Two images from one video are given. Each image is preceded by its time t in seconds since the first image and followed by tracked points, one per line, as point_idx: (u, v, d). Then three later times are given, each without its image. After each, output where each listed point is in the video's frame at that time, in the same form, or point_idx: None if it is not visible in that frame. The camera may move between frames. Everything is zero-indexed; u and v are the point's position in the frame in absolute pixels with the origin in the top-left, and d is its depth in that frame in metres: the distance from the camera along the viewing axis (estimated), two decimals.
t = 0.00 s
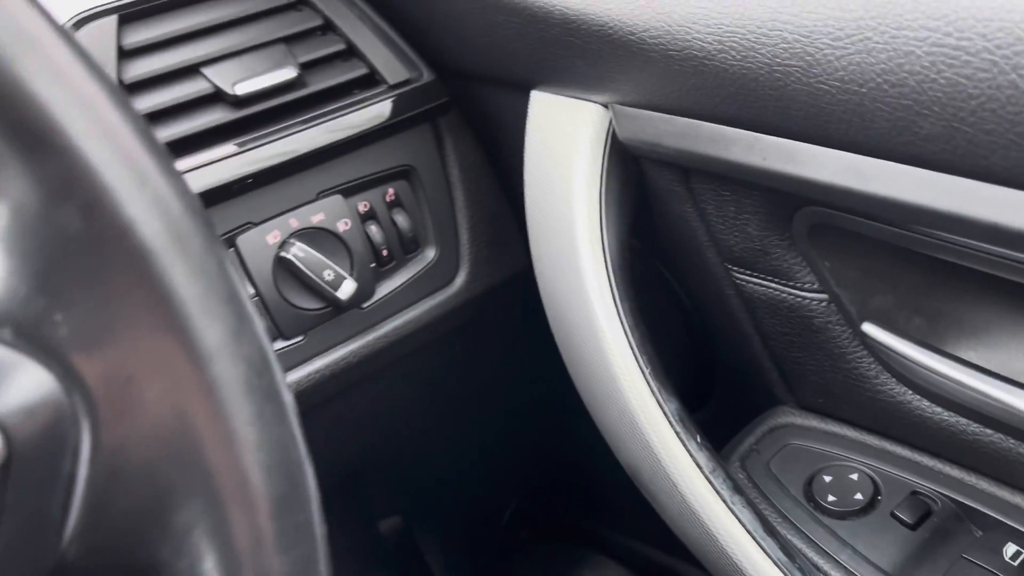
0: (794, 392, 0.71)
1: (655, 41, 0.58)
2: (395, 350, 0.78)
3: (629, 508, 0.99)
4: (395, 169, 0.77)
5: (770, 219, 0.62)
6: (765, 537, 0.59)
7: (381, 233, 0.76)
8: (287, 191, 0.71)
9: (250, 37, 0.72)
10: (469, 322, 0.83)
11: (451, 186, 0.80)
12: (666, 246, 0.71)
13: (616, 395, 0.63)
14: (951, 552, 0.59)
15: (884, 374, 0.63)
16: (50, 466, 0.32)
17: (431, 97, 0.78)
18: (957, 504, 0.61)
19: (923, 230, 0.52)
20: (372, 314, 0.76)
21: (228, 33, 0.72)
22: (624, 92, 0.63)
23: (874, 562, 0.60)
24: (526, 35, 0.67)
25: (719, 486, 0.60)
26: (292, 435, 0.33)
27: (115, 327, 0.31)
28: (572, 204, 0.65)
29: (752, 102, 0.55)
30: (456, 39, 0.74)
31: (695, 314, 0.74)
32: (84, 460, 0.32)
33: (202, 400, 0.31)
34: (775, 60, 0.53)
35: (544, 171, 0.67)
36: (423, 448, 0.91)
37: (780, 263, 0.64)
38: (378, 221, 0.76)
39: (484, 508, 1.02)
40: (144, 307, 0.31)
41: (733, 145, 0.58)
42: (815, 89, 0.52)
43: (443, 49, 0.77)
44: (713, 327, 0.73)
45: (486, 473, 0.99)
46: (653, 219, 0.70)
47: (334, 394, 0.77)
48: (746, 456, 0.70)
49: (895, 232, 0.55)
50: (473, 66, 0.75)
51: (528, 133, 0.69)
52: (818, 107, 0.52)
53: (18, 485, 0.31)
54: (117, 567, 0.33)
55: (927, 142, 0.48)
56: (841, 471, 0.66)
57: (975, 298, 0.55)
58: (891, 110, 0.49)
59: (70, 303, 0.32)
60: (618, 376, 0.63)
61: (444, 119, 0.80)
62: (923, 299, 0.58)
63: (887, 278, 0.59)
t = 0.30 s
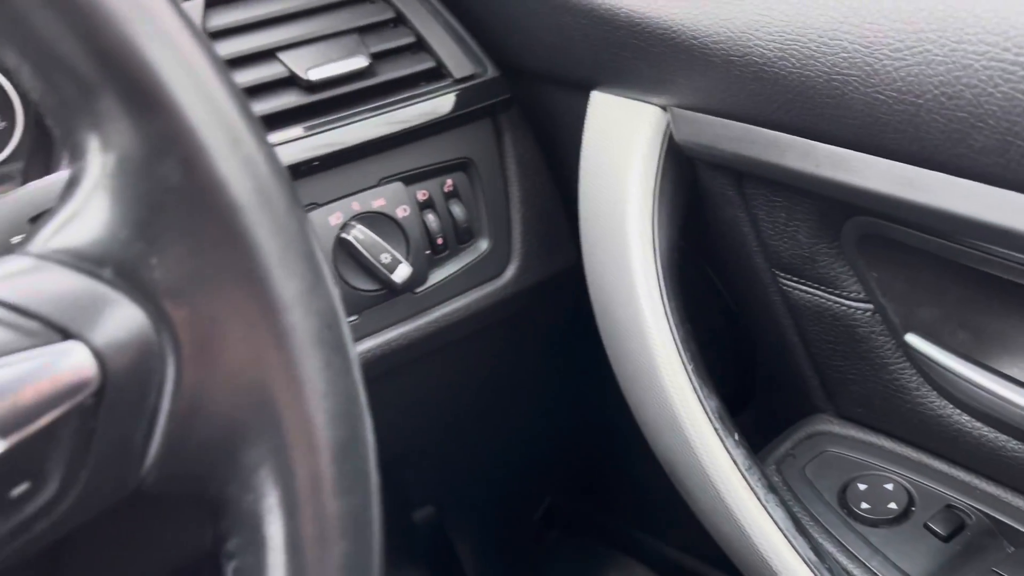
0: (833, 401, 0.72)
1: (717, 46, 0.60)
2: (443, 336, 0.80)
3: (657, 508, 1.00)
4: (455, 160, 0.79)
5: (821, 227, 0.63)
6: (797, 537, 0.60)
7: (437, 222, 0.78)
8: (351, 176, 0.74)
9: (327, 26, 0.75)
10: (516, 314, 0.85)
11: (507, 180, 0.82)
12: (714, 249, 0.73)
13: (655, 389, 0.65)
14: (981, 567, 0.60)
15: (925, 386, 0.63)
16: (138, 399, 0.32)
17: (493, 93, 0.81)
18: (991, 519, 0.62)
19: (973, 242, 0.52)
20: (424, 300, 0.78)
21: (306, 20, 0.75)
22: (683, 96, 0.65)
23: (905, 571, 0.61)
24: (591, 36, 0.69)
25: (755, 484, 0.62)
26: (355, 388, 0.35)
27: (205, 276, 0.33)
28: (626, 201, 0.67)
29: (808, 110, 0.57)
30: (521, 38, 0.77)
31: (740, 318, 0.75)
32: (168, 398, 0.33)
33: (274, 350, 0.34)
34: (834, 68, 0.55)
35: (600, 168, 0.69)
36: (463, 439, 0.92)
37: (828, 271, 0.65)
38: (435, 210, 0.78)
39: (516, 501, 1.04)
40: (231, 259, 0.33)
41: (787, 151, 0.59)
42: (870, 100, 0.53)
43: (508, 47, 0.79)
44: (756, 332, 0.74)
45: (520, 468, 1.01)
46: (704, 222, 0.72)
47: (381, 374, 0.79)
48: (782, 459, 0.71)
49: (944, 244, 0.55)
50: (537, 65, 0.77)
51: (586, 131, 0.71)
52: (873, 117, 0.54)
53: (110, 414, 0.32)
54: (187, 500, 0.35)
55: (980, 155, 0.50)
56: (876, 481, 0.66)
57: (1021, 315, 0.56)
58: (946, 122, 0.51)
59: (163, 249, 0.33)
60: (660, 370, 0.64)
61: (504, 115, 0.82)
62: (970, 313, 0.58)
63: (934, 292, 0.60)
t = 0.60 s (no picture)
0: (869, 416, 0.72)
1: (770, 59, 0.62)
2: (486, 332, 0.82)
3: (686, 516, 1.00)
4: (507, 161, 0.81)
5: (865, 242, 0.64)
6: (826, 544, 0.62)
7: (485, 220, 0.80)
8: (406, 171, 0.76)
9: (389, 26, 0.78)
10: (557, 315, 0.86)
11: (555, 183, 0.84)
12: (757, 259, 0.74)
13: (694, 393, 0.66)
14: None
15: (962, 406, 0.64)
16: (210, 362, 0.35)
17: (547, 97, 0.82)
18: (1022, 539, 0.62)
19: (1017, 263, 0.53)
20: (469, 295, 0.80)
21: (370, 19, 0.77)
22: (735, 106, 0.66)
23: None
24: (645, 45, 0.71)
25: (787, 489, 0.63)
26: (411, 368, 0.37)
27: (280, 249, 0.35)
28: (673, 207, 0.68)
29: (858, 125, 0.58)
30: (577, 44, 0.78)
31: (780, 329, 0.76)
32: (238, 363, 0.35)
33: (338, 324, 0.36)
34: (886, 85, 0.56)
35: (650, 174, 0.70)
36: (498, 435, 0.94)
37: (870, 285, 0.66)
38: (484, 209, 0.80)
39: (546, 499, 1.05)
40: (303, 236, 0.35)
41: (835, 165, 0.60)
42: (919, 117, 0.55)
43: (564, 53, 0.81)
44: (795, 343, 0.75)
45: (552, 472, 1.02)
46: (749, 232, 0.73)
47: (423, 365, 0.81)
48: (815, 470, 0.71)
49: (988, 263, 0.56)
50: (591, 72, 0.79)
51: (637, 138, 0.73)
52: (923, 134, 0.55)
53: (185, 373, 0.34)
54: (250, 458, 0.37)
55: None
56: (908, 497, 0.67)
57: None
58: (995, 142, 0.52)
59: (243, 222, 0.35)
60: (699, 374, 0.66)
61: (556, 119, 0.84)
62: (1011, 334, 0.59)
63: (978, 311, 0.60)
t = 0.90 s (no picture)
0: (902, 430, 0.73)
1: (817, 72, 0.63)
2: (525, 333, 0.83)
3: (714, 530, 1.01)
4: (552, 164, 0.83)
5: (904, 256, 0.65)
6: (854, 551, 0.63)
7: (528, 221, 0.81)
8: (454, 170, 0.78)
9: (445, 28, 0.80)
10: (594, 319, 0.87)
11: (598, 188, 0.85)
12: (797, 270, 0.75)
13: (728, 398, 0.67)
14: None
15: (995, 423, 0.65)
16: (277, 334, 0.37)
17: (594, 104, 0.84)
18: None
19: None
20: (510, 294, 0.81)
21: (425, 21, 0.80)
22: (780, 118, 0.68)
23: None
24: (694, 55, 0.72)
25: (816, 495, 0.64)
26: (464, 349, 0.39)
27: (348, 230, 0.37)
28: (715, 214, 0.69)
29: (902, 139, 0.59)
30: (625, 53, 0.80)
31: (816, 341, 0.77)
32: (303, 335, 0.38)
33: (397, 303, 0.37)
34: (932, 101, 0.57)
35: (693, 181, 0.72)
36: (532, 444, 0.94)
37: (907, 299, 0.66)
38: (528, 210, 0.81)
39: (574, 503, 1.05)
40: (370, 218, 0.37)
41: (878, 179, 0.62)
42: (964, 134, 0.56)
43: (613, 61, 0.83)
44: (830, 355, 0.76)
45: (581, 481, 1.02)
46: (789, 243, 0.74)
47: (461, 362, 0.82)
48: (845, 480, 0.72)
49: None
50: (639, 80, 0.81)
51: (680, 147, 0.74)
52: (966, 150, 0.56)
53: (254, 343, 0.36)
54: (309, 426, 0.40)
55: None
56: (938, 510, 0.68)
57: None
58: None
59: (315, 203, 0.37)
60: (733, 378, 0.67)
61: (602, 126, 0.86)
62: None
63: (1016, 328, 0.61)
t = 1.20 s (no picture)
0: (931, 451, 0.74)
1: (859, 97, 0.65)
2: (559, 341, 0.84)
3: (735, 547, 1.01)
4: (592, 178, 0.84)
5: (939, 279, 0.66)
6: (881, 567, 0.64)
7: (567, 233, 0.83)
8: (498, 180, 0.80)
9: (494, 43, 0.83)
10: (628, 331, 0.89)
11: (637, 203, 0.87)
12: (832, 289, 0.76)
13: (759, 411, 0.69)
14: None
15: None
16: (344, 327, 0.39)
17: (637, 120, 0.86)
18: None
19: None
20: (546, 303, 0.83)
21: (476, 36, 0.82)
22: (821, 140, 0.69)
23: None
24: (737, 77, 0.74)
25: (845, 510, 0.66)
26: (514, 349, 0.40)
27: (413, 232, 0.39)
28: (752, 232, 0.71)
29: (941, 165, 0.61)
30: (669, 72, 0.83)
31: (847, 360, 0.78)
32: (366, 330, 0.40)
33: (453, 303, 0.39)
34: (972, 129, 0.59)
35: (731, 199, 0.74)
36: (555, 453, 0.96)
37: (941, 322, 0.68)
38: (567, 222, 0.83)
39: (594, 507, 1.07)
40: (432, 222, 0.39)
41: (915, 203, 0.63)
42: (1003, 161, 0.57)
43: (657, 80, 0.85)
44: (862, 375, 0.77)
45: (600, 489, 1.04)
46: (824, 262, 0.75)
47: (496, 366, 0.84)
48: (873, 497, 0.73)
49: None
50: (682, 99, 0.83)
51: (721, 165, 0.76)
52: (1005, 178, 0.57)
53: (322, 336, 0.39)
54: (367, 416, 0.42)
55: None
56: (964, 531, 0.69)
57: None
58: None
59: (383, 207, 0.40)
60: (765, 392, 0.69)
61: (643, 142, 0.87)
62: None
63: None
